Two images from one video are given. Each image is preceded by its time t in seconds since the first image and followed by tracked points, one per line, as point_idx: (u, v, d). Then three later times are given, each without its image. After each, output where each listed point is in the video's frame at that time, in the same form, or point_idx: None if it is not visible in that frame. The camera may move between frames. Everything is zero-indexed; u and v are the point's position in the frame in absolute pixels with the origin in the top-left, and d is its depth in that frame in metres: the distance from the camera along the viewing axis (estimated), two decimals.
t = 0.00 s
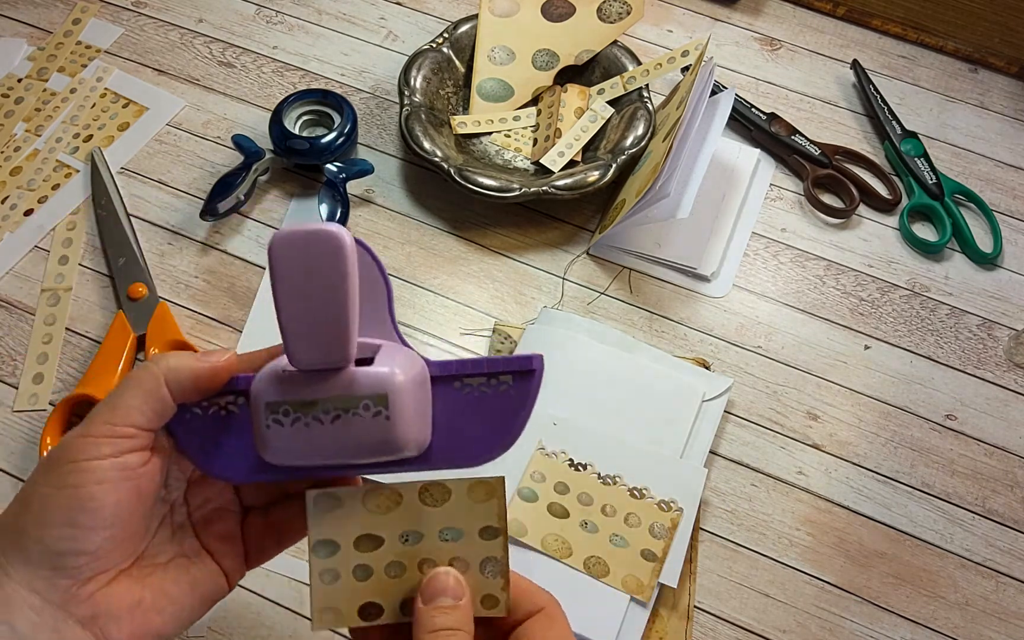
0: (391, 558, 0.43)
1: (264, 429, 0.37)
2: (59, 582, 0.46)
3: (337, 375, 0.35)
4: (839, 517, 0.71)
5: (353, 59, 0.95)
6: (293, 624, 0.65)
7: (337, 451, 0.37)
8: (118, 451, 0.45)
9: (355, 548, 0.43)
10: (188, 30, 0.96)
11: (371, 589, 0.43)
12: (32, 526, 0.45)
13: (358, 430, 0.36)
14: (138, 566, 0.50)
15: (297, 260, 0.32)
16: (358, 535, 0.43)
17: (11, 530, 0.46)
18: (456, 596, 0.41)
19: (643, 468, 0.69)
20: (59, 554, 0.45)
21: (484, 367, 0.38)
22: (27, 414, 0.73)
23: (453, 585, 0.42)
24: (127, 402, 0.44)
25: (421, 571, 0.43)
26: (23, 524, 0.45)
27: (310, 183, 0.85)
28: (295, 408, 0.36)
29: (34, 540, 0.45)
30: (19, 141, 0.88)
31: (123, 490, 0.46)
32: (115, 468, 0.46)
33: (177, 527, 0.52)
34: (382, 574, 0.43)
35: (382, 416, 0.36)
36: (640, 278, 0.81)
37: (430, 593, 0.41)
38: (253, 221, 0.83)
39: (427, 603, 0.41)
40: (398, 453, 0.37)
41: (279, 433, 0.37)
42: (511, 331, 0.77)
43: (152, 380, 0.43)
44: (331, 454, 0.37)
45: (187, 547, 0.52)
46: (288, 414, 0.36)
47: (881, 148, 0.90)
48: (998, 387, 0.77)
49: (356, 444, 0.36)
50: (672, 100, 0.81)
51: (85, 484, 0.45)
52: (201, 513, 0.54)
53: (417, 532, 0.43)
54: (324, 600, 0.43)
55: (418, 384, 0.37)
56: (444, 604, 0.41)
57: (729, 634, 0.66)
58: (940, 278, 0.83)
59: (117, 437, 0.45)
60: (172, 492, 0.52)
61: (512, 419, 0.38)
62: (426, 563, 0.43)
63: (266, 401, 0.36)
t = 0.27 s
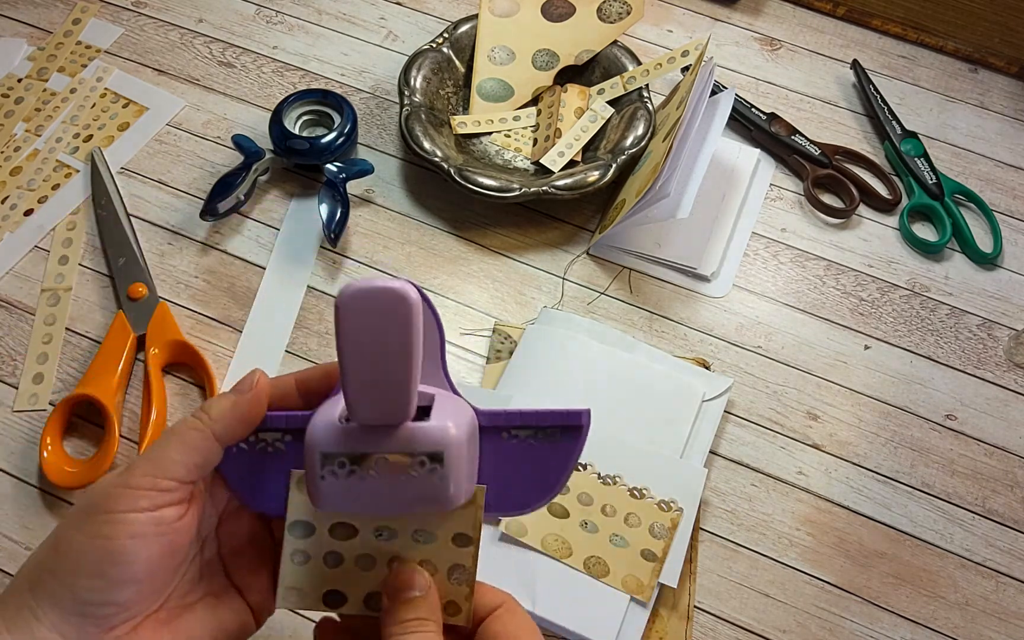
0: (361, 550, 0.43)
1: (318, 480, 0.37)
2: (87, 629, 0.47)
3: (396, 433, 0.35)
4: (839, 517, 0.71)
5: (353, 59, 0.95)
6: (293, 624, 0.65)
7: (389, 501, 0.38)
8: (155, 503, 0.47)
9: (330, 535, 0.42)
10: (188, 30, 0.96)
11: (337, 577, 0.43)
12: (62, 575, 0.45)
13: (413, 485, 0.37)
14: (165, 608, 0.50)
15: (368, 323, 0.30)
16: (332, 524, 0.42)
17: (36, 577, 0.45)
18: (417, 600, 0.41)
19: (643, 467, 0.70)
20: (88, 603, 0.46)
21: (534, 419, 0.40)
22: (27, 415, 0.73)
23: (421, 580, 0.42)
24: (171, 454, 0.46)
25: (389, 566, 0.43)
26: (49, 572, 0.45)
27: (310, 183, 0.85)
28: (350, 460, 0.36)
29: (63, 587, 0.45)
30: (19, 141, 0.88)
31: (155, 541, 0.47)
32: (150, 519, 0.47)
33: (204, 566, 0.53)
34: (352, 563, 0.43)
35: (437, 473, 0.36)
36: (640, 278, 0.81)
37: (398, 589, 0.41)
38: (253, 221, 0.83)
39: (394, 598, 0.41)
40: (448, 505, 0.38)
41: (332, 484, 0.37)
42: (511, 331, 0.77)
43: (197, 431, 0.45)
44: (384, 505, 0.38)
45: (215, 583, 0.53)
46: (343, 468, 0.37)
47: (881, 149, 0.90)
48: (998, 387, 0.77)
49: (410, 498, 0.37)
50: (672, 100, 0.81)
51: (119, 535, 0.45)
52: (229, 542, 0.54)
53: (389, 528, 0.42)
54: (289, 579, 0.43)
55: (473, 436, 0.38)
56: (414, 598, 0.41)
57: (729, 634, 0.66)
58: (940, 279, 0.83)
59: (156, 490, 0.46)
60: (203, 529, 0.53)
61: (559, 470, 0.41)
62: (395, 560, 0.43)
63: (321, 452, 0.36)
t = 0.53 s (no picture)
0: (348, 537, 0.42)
1: (347, 506, 0.36)
2: None
3: (430, 465, 0.35)
4: (839, 517, 0.71)
5: (353, 59, 0.95)
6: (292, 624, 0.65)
7: (416, 532, 0.37)
8: (167, 544, 0.45)
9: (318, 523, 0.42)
10: (188, 30, 0.96)
11: (327, 563, 0.42)
12: (73, 609, 0.45)
13: (442, 520, 0.36)
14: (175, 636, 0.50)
15: (412, 352, 0.30)
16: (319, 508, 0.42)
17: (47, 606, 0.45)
18: (411, 581, 0.41)
19: (643, 467, 0.70)
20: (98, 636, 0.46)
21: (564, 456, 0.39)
22: (27, 415, 0.73)
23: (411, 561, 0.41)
24: (184, 496, 0.44)
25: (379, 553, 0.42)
26: (60, 602, 0.45)
27: (310, 183, 0.85)
28: (382, 488, 0.36)
29: (74, 619, 0.45)
30: (19, 141, 0.88)
31: (166, 579, 0.46)
32: (162, 560, 0.45)
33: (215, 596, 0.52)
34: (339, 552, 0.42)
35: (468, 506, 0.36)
36: (640, 278, 0.81)
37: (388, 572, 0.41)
38: (253, 221, 0.83)
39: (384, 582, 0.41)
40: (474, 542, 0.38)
41: (361, 510, 0.37)
42: (511, 331, 0.77)
43: (213, 472, 0.43)
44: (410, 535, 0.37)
45: (227, 607, 0.53)
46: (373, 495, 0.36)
47: (881, 149, 0.90)
48: (998, 387, 0.77)
49: (437, 529, 0.37)
50: (672, 100, 0.81)
51: (131, 575, 0.45)
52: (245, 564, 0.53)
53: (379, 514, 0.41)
54: (275, 565, 0.42)
55: (502, 471, 0.38)
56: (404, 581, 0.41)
57: (729, 634, 0.66)
58: (940, 278, 0.83)
59: (169, 531, 0.45)
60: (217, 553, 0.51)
61: (583, 515, 0.40)
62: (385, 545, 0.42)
63: (352, 479, 0.36)
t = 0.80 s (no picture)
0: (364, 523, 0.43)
1: (335, 495, 0.36)
2: None
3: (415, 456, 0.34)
4: (839, 517, 0.71)
5: (353, 59, 0.95)
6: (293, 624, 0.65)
7: (406, 523, 0.37)
8: (198, 566, 0.45)
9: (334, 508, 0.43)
10: (188, 30, 0.96)
11: (339, 540, 0.43)
12: (104, 620, 0.45)
13: (427, 510, 0.36)
14: (200, 639, 0.50)
15: (388, 342, 0.30)
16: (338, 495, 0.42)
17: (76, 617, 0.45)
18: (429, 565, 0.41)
19: (642, 467, 0.70)
20: None
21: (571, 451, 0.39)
22: (27, 415, 0.73)
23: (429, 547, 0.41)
24: (219, 523, 0.44)
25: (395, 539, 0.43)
26: (90, 616, 0.45)
27: (310, 183, 0.85)
28: (366, 476, 0.35)
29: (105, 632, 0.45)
30: (19, 141, 0.88)
31: (199, 594, 0.46)
32: (192, 580, 0.45)
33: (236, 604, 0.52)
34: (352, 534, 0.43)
35: (453, 500, 0.35)
36: (640, 278, 0.81)
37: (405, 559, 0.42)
38: (253, 221, 0.83)
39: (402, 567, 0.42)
40: (461, 533, 0.37)
41: (349, 502, 0.36)
42: (511, 331, 0.77)
43: (252, 498, 0.43)
44: (402, 525, 0.37)
45: (248, 605, 0.53)
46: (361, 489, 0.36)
47: (881, 148, 0.90)
48: (998, 387, 0.77)
49: (427, 520, 0.36)
50: (672, 100, 0.81)
51: (162, 591, 0.44)
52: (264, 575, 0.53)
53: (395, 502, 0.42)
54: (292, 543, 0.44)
55: (496, 463, 0.37)
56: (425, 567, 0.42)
57: (729, 634, 0.66)
58: (940, 278, 0.83)
59: (201, 553, 0.44)
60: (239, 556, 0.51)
61: (591, 509, 0.40)
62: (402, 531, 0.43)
63: (338, 469, 0.36)
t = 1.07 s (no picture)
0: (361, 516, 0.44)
1: (349, 490, 0.38)
2: None
3: (435, 459, 0.36)
4: (839, 517, 0.71)
5: (353, 60, 0.95)
6: (293, 624, 0.65)
7: (411, 525, 0.38)
8: (218, 555, 0.45)
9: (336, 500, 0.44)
10: (188, 30, 0.96)
11: (330, 530, 0.45)
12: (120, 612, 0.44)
13: (436, 516, 0.37)
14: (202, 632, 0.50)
15: (421, 346, 0.32)
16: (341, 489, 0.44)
17: (90, 611, 0.44)
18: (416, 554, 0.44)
19: (643, 467, 0.70)
20: (144, 638, 0.45)
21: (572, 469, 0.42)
22: (27, 415, 0.73)
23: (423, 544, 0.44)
24: (239, 517, 0.44)
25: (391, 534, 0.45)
26: (107, 608, 0.44)
27: (310, 183, 0.85)
28: (385, 477, 0.37)
29: (122, 625, 0.44)
30: (19, 141, 0.88)
31: (213, 584, 0.46)
32: (210, 570, 0.45)
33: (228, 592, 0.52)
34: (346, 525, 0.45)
35: (465, 506, 0.37)
36: (640, 278, 0.81)
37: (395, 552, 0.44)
38: (253, 221, 0.83)
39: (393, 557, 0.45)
40: (467, 540, 0.39)
41: (361, 496, 0.38)
42: (511, 331, 0.77)
43: (267, 491, 0.43)
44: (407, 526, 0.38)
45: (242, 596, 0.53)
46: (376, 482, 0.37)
47: (881, 148, 0.90)
48: (998, 387, 0.77)
49: (433, 524, 0.38)
50: (672, 100, 0.81)
51: (184, 582, 0.45)
52: (257, 561, 0.54)
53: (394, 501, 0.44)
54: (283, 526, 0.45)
55: (505, 473, 0.39)
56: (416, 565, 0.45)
57: (728, 634, 0.66)
58: (940, 278, 0.83)
59: (221, 542, 0.45)
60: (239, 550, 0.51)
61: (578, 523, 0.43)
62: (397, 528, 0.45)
63: (357, 463, 0.37)
